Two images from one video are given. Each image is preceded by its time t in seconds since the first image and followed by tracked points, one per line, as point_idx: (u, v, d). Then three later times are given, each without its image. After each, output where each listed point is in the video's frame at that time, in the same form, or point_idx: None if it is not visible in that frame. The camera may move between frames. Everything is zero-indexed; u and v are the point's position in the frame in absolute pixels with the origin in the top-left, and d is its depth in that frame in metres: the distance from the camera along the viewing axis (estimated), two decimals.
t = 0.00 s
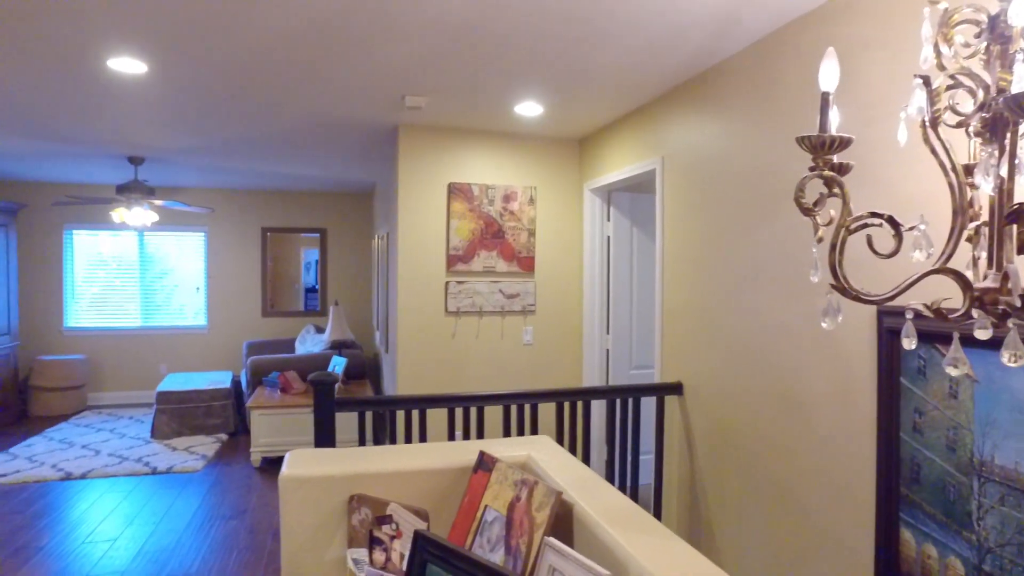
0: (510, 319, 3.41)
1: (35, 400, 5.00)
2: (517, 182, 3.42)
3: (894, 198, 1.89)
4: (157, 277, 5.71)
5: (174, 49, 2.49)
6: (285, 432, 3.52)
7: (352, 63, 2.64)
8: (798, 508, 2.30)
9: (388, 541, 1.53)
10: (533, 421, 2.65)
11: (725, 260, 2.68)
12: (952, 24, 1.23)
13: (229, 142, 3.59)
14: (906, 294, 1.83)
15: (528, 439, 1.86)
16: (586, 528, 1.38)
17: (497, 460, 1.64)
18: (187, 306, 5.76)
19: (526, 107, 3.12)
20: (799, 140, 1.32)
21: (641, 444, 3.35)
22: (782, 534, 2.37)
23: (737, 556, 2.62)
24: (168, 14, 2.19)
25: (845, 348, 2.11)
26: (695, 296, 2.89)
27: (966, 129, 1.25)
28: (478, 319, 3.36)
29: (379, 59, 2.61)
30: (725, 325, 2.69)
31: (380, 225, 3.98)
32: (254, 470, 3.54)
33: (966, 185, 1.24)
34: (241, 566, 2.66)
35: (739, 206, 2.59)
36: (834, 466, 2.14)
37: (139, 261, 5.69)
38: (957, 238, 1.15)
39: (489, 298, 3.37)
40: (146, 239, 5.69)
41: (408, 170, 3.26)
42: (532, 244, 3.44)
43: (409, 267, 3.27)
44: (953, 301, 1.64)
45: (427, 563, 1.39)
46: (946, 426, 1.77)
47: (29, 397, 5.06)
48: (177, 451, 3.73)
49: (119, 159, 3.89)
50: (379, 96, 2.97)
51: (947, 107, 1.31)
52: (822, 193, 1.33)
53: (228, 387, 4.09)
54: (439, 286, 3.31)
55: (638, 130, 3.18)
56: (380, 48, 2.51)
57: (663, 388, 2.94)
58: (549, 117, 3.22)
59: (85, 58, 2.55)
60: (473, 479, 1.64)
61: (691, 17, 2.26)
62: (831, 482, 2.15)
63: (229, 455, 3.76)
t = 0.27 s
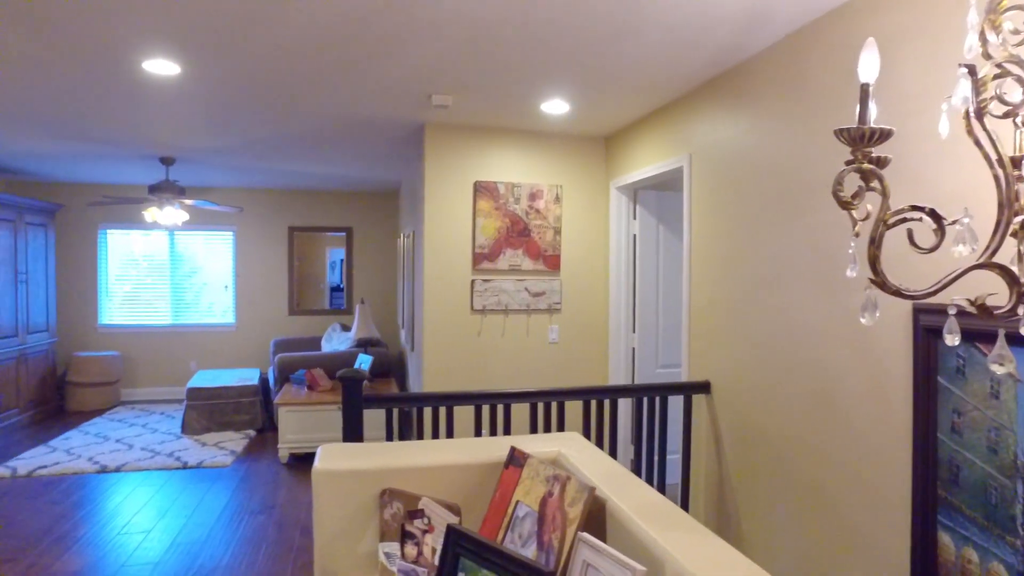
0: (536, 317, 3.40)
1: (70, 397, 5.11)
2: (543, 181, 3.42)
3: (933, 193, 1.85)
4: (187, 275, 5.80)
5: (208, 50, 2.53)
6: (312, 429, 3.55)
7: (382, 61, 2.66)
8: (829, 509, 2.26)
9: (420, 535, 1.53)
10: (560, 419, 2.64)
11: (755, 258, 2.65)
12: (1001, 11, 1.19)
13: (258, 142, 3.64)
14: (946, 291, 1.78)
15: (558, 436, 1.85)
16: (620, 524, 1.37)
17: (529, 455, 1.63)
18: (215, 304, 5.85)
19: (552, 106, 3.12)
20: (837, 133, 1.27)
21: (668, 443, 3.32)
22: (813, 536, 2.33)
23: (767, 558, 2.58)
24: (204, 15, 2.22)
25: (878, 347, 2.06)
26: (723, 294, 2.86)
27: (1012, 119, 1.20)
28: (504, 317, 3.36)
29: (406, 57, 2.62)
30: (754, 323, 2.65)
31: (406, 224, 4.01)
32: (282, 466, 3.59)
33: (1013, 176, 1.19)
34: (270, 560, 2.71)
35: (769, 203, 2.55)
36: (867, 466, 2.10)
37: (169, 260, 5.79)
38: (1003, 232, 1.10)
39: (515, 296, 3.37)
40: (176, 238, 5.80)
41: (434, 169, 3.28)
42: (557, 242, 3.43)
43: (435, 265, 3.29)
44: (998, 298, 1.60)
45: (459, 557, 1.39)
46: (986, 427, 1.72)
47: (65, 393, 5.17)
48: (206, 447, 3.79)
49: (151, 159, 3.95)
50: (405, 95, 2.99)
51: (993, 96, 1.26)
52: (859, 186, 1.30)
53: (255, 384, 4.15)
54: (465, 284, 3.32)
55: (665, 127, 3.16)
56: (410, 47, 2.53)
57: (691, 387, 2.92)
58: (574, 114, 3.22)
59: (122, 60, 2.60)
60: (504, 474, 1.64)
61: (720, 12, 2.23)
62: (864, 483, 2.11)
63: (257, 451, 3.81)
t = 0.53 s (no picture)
0: (562, 314, 3.40)
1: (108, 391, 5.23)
2: (569, 178, 3.42)
3: (975, 185, 1.80)
4: (216, 273, 5.89)
5: (240, 49, 2.56)
6: (339, 425, 3.58)
7: (411, 60, 2.67)
8: (862, 509, 2.21)
9: (452, 528, 1.53)
10: (588, 415, 2.64)
11: (786, 254, 2.61)
12: None
13: (286, 141, 3.69)
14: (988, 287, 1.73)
15: (590, 431, 1.83)
16: (655, 517, 1.36)
17: (562, 449, 1.62)
18: (245, 302, 5.94)
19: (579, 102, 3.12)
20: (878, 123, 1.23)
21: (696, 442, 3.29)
22: (846, 536, 2.28)
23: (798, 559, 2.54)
24: (237, 15, 2.26)
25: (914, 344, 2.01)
26: (753, 291, 2.83)
27: None
28: (530, 314, 3.36)
29: (434, 55, 2.63)
30: (785, 320, 2.61)
31: (431, 222, 4.03)
32: (309, 461, 3.62)
33: None
34: (299, 553, 2.75)
35: (801, 199, 2.51)
36: (903, 466, 2.05)
37: (198, 258, 5.89)
38: None
39: (541, 294, 3.36)
40: (206, 237, 5.89)
41: (461, 167, 3.29)
42: (583, 239, 3.42)
43: (462, 262, 3.29)
44: None
45: (493, 548, 1.39)
46: None
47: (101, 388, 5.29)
48: (235, 442, 3.84)
49: (182, 158, 4.03)
50: (433, 93, 3.00)
51: None
52: (900, 177, 1.27)
53: (283, 380, 4.19)
54: (491, 281, 3.32)
55: (693, 122, 3.13)
56: (438, 45, 2.54)
57: (720, 385, 2.89)
58: (602, 111, 3.20)
59: (157, 61, 2.65)
60: (536, 468, 1.63)
61: (752, 4, 2.20)
62: (899, 483, 2.06)
63: (286, 446, 3.86)
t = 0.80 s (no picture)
0: (587, 312, 3.39)
1: (140, 386, 5.33)
2: (595, 175, 3.41)
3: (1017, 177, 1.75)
4: (244, 271, 5.98)
5: (269, 49, 2.60)
6: (365, 421, 3.61)
7: (437, 57, 2.69)
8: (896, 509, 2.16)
9: (484, 520, 1.53)
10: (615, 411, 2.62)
11: (816, 250, 2.57)
12: None
13: (313, 140, 3.73)
14: None
15: (621, 425, 1.82)
16: (690, 511, 1.34)
17: (593, 443, 1.61)
18: (271, 299, 6.01)
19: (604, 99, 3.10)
20: (920, 110, 1.20)
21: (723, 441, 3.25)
22: (878, 537, 2.24)
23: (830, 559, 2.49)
24: (268, 15, 2.29)
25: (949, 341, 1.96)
26: (782, 287, 2.78)
27: None
28: (556, 312, 3.35)
29: (459, 52, 2.63)
30: (815, 317, 2.57)
31: (456, 220, 4.05)
32: (334, 457, 3.65)
33: None
34: (326, 546, 2.79)
35: (832, 194, 2.47)
36: (938, 465, 1.99)
37: (226, 257, 5.98)
38: None
39: (567, 291, 3.36)
40: (234, 235, 5.98)
41: (486, 164, 3.30)
42: (609, 236, 3.41)
43: (487, 259, 3.30)
44: None
45: (526, 540, 1.39)
46: None
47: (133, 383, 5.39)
48: (263, 437, 3.89)
49: (212, 158, 4.09)
50: (459, 90, 3.00)
51: None
52: (943, 166, 1.24)
53: (309, 376, 4.24)
54: (516, 278, 3.32)
55: (721, 118, 3.10)
56: (465, 42, 2.54)
57: (748, 382, 2.85)
58: (628, 107, 3.18)
59: (188, 61, 2.70)
60: (568, 462, 1.62)
61: None
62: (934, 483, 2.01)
63: (312, 442, 3.90)
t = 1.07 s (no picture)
0: (612, 309, 3.38)
1: (168, 382, 5.41)
2: (619, 172, 3.40)
3: None
4: (269, 270, 6.05)
5: (298, 48, 2.62)
6: (388, 418, 3.62)
7: (463, 55, 2.69)
8: (930, 511, 2.10)
9: (514, 514, 1.53)
10: (641, 409, 2.60)
11: (846, 246, 2.52)
12: None
13: (338, 139, 3.76)
14: None
15: (650, 421, 1.80)
16: (725, 506, 1.32)
17: (624, 438, 1.60)
18: (296, 298, 6.08)
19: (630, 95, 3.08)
20: (965, 100, 1.18)
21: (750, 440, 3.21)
22: (909, 539, 2.19)
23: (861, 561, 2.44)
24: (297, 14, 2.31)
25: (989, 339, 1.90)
26: (810, 285, 2.74)
27: None
28: (580, 310, 3.34)
29: (484, 49, 2.63)
30: (845, 315, 2.52)
31: (479, 218, 4.06)
32: (358, 454, 3.67)
33: None
34: (351, 541, 2.81)
35: (862, 190, 2.42)
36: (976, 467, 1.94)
37: (252, 256, 6.05)
38: None
39: (592, 289, 3.35)
40: (260, 234, 6.05)
41: (510, 162, 3.30)
42: (634, 234, 3.40)
43: (511, 257, 3.30)
44: None
45: (558, 534, 1.38)
46: None
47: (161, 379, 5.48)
48: (288, 433, 3.93)
49: (239, 157, 4.15)
50: (484, 87, 3.01)
51: None
52: (988, 157, 1.22)
53: (333, 373, 4.27)
54: (541, 276, 3.32)
55: (748, 113, 3.06)
56: (490, 39, 2.54)
57: (776, 380, 2.80)
58: (653, 103, 3.16)
59: (219, 61, 2.73)
60: (598, 457, 1.61)
61: None
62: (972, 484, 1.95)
63: (337, 438, 3.93)
